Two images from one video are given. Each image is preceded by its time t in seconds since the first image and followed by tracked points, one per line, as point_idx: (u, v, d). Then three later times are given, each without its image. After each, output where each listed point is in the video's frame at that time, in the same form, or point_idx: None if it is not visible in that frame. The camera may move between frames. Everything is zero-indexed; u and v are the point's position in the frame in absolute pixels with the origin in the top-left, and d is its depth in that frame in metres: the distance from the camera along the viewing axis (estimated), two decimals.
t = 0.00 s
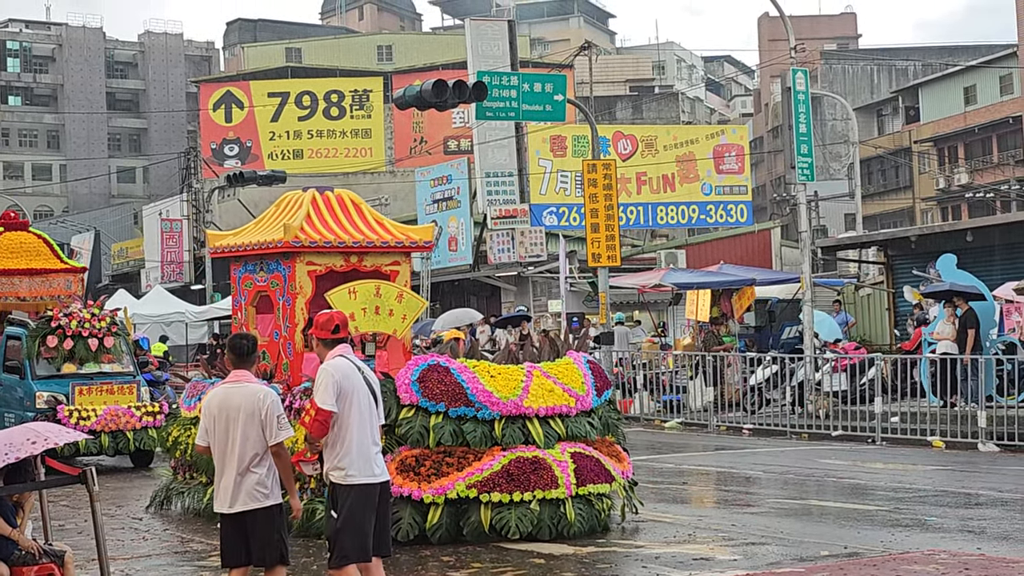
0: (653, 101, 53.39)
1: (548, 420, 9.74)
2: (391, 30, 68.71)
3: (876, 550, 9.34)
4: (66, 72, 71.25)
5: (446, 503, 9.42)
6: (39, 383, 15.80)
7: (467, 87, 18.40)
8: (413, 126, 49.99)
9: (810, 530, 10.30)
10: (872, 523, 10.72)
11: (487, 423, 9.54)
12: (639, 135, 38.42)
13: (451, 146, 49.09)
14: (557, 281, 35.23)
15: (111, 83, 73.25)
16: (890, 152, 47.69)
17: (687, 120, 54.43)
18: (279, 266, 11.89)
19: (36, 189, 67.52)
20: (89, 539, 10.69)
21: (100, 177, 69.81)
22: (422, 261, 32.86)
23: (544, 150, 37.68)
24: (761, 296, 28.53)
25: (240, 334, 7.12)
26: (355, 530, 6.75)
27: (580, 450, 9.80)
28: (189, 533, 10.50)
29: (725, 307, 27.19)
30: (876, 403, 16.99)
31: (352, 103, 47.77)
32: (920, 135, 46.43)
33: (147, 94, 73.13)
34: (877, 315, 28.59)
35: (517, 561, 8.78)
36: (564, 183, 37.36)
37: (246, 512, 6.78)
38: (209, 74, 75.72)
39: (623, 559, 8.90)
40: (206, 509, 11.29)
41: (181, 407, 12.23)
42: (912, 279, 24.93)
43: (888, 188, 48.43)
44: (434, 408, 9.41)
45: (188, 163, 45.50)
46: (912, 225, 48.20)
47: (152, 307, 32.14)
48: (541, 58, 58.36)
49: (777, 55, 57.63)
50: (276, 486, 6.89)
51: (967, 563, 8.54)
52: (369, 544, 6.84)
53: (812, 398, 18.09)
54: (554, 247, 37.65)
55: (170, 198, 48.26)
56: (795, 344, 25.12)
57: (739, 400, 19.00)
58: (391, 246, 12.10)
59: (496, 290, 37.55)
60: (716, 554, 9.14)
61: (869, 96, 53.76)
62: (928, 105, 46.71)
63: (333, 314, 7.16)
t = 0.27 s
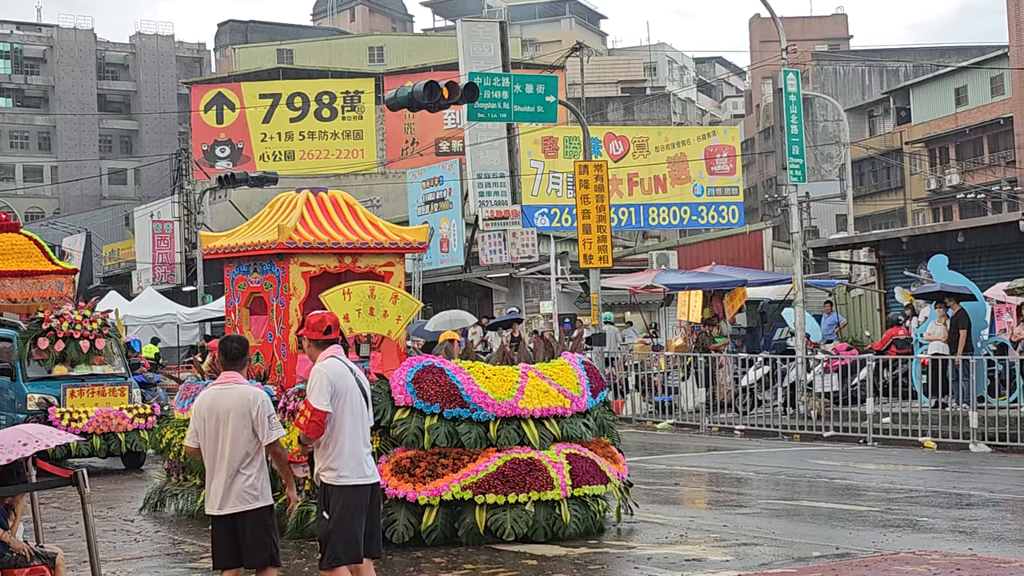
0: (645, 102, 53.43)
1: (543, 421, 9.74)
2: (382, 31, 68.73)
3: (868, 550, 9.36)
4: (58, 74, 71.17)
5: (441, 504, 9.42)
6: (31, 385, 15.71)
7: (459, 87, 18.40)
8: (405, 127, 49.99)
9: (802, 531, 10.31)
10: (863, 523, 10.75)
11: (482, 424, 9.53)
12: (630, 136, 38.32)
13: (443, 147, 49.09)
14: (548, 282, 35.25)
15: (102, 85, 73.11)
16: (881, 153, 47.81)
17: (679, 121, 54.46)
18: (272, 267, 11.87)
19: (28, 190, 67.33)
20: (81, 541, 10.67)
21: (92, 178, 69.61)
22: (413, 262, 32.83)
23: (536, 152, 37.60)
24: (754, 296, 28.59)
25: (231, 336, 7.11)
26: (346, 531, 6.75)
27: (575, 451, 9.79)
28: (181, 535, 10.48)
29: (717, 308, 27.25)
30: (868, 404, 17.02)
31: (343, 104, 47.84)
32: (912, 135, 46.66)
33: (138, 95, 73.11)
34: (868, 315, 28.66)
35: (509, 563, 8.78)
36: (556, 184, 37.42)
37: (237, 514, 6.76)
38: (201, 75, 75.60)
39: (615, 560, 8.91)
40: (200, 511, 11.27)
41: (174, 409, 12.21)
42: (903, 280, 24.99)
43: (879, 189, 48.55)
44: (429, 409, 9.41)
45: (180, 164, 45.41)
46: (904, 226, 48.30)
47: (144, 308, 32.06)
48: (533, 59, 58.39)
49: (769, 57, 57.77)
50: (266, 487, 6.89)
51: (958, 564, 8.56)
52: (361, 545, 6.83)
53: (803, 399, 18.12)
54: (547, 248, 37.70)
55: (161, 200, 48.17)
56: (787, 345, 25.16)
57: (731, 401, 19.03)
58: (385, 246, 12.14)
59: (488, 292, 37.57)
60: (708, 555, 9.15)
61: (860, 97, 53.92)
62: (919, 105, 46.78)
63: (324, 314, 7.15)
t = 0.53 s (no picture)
0: (640, 102, 53.43)
1: (540, 421, 9.75)
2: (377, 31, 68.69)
3: (862, 550, 9.38)
4: (52, 74, 71.10)
5: (438, 504, 9.42)
6: (25, 385, 15.65)
7: (454, 87, 18.39)
8: (399, 127, 49.94)
9: (796, 530, 10.33)
10: (858, 522, 10.77)
11: (479, 423, 9.54)
12: (625, 136, 38.19)
13: (437, 147, 49.08)
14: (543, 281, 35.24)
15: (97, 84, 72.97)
16: (876, 152, 47.86)
17: (674, 120, 54.41)
18: (268, 266, 11.87)
19: (22, 190, 67.14)
20: (75, 540, 10.65)
21: (86, 178, 69.39)
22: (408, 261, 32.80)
23: (530, 151, 37.78)
24: (749, 295, 28.61)
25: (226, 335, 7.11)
26: (340, 529, 6.75)
27: (573, 451, 9.80)
28: (176, 535, 10.48)
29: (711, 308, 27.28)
30: (863, 403, 17.05)
31: (338, 104, 47.87)
32: (906, 135, 46.76)
33: (133, 95, 73.00)
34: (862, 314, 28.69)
35: (503, 563, 8.78)
36: (551, 184, 37.41)
37: (230, 513, 6.76)
38: (195, 75, 75.46)
39: (610, 560, 8.92)
40: (196, 510, 11.25)
41: (170, 409, 12.19)
42: (898, 279, 25.01)
43: (874, 188, 48.60)
44: (426, 409, 9.41)
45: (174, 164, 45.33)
46: (898, 225, 48.33)
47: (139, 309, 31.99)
48: (527, 59, 58.36)
49: (763, 56, 57.79)
50: (261, 486, 6.89)
51: (953, 563, 8.58)
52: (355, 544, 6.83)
53: (798, 398, 18.13)
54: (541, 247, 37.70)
55: (156, 200, 48.10)
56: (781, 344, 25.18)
57: (725, 401, 19.05)
58: (382, 245, 12.14)
59: (483, 291, 37.58)
60: (703, 554, 9.16)
61: (855, 97, 53.95)
62: (913, 103, 46.76)
63: (318, 314, 7.15)
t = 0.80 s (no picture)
0: (639, 102, 53.45)
1: (540, 421, 9.76)
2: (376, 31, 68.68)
3: (861, 549, 9.38)
4: (51, 74, 71.16)
5: (439, 504, 9.42)
6: (24, 385, 15.63)
7: (453, 86, 18.38)
8: (398, 126, 49.91)
9: (795, 530, 10.33)
10: (857, 522, 10.77)
11: (479, 423, 9.54)
12: (624, 136, 38.17)
13: (436, 147, 49.04)
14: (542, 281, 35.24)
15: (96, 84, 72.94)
16: (875, 152, 47.90)
17: (673, 121, 54.39)
18: (268, 266, 11.87)
19: (21, 190, 67.06)
20: (75, 540, 10.66)
21: (85, 178, 69.31)
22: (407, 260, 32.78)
23: (529, 151, 37.81)
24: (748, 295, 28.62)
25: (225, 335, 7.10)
26: (339, 528, 6.75)
27: (573, 451, 9.81)
28: (175, 535, 10.48)
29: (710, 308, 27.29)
30: (862, 402, 17.05)
31: (337, 104, 47.88)
32: (905, 135, 46.79)
33: (132, 95, 72.97)
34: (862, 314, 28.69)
35: (502, 562, 8.79)
36: (550, 183, 37.40)
37: (231, 512, 6.77)
38: (194, 74, 75.43)
39: (609, 560, 8.92)
40: (195, 510, 11.26)
41: (170, 409, 12.19)
42: (896, 279, 25.01)
43: (873, 188, 48.63)
44: (426, 409, 9.41)
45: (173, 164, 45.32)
46: (897, 225, 48.34)
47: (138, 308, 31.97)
48: (526, 59, 58.35)
49: (762, 56, 57.79)
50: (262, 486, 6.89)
51: (952, 562, 8.58)
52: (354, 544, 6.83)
53: (797, 398, 18.12)
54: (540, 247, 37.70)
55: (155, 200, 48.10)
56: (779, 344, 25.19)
57: (723, 400, 19.05)
58: (382, 245, 12.13)
59: (482, 291, 37.59)
60: (702, 554, 9.16)
61: (854, 96, 53.96)
62: (912, 103, 46.73)
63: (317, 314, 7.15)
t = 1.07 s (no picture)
0: (638, 102, 53.48)
1: (540, 421, 9.75)
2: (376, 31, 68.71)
3: (861, 549, 9.37)
4: (50, 74, 71.19)
5: (439, 504, 9.41)
6: (24, 385, 15.62)
7: (452, 86, 18.38)
8: (398, 127, 49.92)
9: (795, 530, 10.32)
10: (856, 522, 10.76)
11: (479, 423, 9.54)
12: (623, 136, 38.19)
13: (436, 147, 49.03)
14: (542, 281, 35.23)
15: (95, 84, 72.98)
16: (875, 152, 47.94)
17: (672, 120, 54.41)
18: (268, 267, 11.87)
19: (20, 190, 67.06)
20: (74, 541, 10.65)
21: (85, 178, 69.30)
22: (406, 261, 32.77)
23: (529, 151, 37.76)
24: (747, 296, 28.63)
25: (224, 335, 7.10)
26: (338, 528, 6.74)
27: (573, 451, 9.80)
28: (174, 535, 10.47)
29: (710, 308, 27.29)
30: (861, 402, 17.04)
31: (337, 104, 47.86)
32: (905, 135, 46.82)
33: (131, 95, 72.99)
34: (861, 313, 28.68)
35: (502, 562, 8.78)
36: (550, 183, 37.39)
37: (230, 512, 6.76)
38: (194, 74, 75.41)
39: (608, 560, 8.91)
40: (194, 510, 11.26)
41: (170, 409, 12.19)
42: (896, 279, 25.01)
43: (872, 188, 48.64)
44: (426, 409, 9.40)
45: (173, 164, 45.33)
46: (897, 225, 48.35)
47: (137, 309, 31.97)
48: (526, 59, 58.36)
49: (761, 56, 57.80)
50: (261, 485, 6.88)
51: (952, 563, 8.56)
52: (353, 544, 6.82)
53: (797, 398, 18.09)
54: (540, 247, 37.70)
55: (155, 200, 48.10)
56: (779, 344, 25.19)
57: (723, 400, 19.04)
58: (382, 245, 12.12)
59: (481, 292, 37.59)
60: (702, 554, 9.16)
61: (853, 96, 53.97)
62: (911, 103, 46.73)
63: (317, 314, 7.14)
